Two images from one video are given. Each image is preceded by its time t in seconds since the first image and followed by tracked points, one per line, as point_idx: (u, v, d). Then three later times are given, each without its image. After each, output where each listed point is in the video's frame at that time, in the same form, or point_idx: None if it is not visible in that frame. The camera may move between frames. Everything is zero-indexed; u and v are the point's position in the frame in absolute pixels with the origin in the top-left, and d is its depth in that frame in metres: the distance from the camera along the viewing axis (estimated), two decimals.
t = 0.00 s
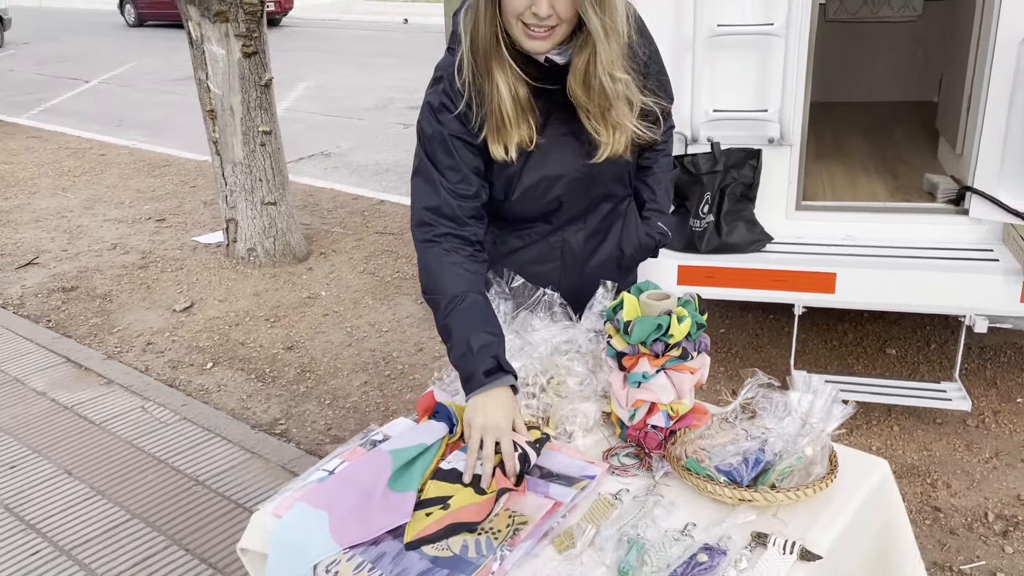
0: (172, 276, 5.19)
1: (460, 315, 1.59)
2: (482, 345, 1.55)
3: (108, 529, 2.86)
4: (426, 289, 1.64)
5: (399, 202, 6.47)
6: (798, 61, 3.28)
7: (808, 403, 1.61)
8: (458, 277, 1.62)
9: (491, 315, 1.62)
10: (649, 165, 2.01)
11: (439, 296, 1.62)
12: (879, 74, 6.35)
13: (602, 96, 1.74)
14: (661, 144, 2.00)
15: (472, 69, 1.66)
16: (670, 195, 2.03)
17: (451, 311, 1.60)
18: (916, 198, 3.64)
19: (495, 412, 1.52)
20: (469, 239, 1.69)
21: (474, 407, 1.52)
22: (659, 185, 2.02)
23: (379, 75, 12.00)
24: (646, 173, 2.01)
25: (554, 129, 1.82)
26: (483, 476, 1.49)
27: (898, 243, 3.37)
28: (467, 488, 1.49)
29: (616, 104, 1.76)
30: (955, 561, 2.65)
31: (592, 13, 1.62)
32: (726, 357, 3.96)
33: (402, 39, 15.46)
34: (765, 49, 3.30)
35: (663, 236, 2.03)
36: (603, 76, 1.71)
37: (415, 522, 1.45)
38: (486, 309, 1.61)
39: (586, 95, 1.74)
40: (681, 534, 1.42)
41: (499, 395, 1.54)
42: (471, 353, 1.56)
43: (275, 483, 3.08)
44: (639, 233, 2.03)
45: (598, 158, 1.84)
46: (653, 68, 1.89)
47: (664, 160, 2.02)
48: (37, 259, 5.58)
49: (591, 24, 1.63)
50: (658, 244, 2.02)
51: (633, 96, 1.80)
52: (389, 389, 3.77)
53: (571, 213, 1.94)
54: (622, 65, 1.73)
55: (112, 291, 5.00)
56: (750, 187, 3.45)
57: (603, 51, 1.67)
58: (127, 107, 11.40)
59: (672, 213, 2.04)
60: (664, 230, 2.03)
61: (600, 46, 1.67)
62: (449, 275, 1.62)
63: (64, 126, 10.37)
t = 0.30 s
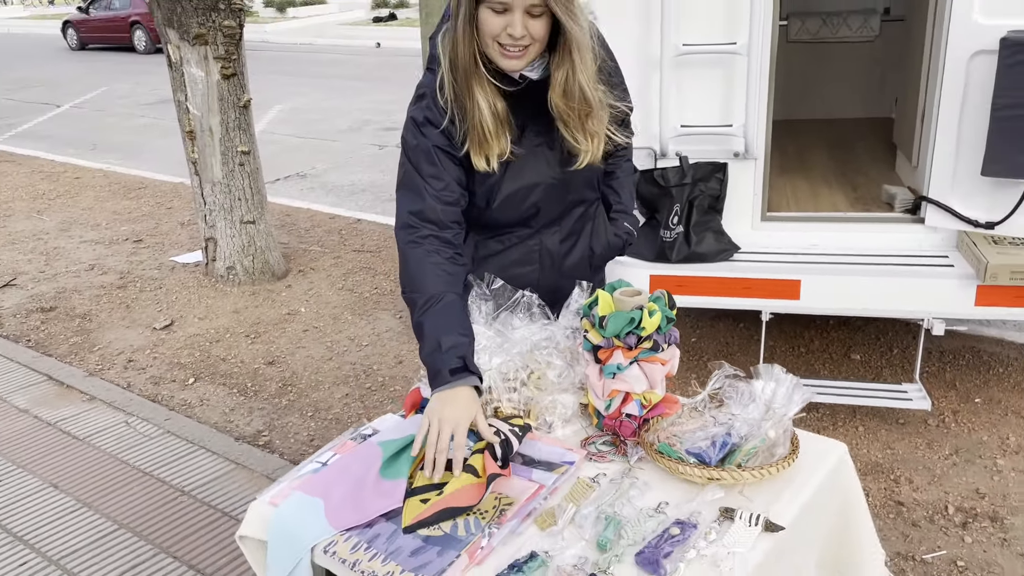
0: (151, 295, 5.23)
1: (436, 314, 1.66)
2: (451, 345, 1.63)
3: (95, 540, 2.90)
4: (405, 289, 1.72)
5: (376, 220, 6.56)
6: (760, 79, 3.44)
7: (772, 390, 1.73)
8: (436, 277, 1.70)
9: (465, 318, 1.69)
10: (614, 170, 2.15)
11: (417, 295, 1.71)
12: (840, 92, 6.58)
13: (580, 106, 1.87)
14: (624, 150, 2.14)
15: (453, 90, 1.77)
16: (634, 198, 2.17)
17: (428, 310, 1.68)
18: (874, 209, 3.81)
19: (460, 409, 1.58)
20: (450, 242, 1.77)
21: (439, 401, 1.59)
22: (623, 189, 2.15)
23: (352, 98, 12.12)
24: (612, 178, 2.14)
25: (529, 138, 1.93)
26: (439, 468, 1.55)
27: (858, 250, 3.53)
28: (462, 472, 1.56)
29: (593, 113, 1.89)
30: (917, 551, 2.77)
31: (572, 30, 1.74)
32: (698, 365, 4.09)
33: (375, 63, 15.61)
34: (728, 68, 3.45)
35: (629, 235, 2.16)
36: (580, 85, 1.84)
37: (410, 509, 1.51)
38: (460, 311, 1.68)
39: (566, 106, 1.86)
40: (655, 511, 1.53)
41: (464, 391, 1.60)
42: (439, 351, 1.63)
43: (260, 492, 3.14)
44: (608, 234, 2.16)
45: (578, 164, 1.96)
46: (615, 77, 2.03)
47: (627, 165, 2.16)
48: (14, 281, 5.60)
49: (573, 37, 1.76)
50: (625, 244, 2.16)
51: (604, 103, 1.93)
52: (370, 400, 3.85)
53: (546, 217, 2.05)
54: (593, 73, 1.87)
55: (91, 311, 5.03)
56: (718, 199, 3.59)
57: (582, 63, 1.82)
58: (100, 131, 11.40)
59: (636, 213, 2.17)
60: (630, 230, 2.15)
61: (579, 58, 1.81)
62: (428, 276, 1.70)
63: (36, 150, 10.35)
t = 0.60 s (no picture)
0: (135, 312, 5.27)
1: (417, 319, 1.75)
2: (430, 349, 1.70)
3: (85, 553, 2.95)
4: (390, 294, 1.81)
5: (358, 237, 6.63)
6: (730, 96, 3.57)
7: (741, 390, 1.83)
8: (418, 283, 1.80)
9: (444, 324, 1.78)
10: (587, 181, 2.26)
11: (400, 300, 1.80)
12: (811, 108, 6.75)
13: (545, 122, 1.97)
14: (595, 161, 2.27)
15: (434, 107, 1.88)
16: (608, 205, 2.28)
17: (409, 314, 1.76)
18: (842, 221, 3.95)
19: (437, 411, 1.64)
20: (433, 248, 1.87)
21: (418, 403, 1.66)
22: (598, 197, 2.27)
23: (332, 117, 12.20)
24: (586, 188, 2.26)
25: (506, 151, 2.04)
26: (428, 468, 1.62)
27: (827, 261, 3.65)
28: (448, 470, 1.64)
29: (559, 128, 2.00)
30: (886, 549, 2.88)
31: (543, 51, 1.87)
32: (675, 374, 4.19)
33: (354, 82, 15.73)
34: (700, 86, 3.58)
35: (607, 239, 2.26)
36: (546, 103, 1.95)
37: (401, 506, 1.59)
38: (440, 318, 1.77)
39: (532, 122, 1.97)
40: (631, 504, 1.62)
41: (439, 393, 1.67)
42: (418, 355, 1.70)
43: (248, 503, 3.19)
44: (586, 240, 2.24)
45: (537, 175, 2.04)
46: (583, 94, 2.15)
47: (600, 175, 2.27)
48: None
49: (541, 59, 1.89)
50: (603, 248, 2.24)
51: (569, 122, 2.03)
52: (355, 413, 3.92)
53: (526, 226, 2.15)
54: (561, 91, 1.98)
55: (75, 329, 5.07)
56: (692, 213, 3.69)
57: (548, 82, 1.92)
58: (80, 150, 11.42)
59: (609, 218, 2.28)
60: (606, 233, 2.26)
61: (545, 78, 1.92)
62: (409, 282, 1.80)
63: (16, 171, 10.35)
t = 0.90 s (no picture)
0: (115, 328, 5.23)
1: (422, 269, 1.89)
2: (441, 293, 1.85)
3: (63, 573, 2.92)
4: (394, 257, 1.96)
5: (340, 250, 6.62)
6: (708, 107, 3.61)
7: (719, 399, 1.85)
8: (418, 244, 1.94)
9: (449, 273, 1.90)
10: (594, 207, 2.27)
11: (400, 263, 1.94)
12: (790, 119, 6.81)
13: (535, 128, 2.03)
14: (603, 188, 2.27)
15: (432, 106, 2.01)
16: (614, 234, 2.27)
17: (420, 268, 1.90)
18: (820, 230, 3.99)
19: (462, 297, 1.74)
20: (431, 227, 2.00)
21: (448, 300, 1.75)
22: (602, 223, 2.27)
23: (313, 130, 12.19)
24: (592, 213, 2.26)
25: (501, 162, 2.10)
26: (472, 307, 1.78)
27: (805, 270, 3.69)
28: (430, 483, 1.63)
29: (550, 135, 2.04)
30: (866, 555, 2.90)
31: (541, 58, 1.94)
32: (657, 384, 4.21)
33: (334, 94, 15.72)
34: (678, 98, 3.62)
35: (606, 266, 2.23)
36: (543, 112, 2.01)
37: (383, 521, 1.59)
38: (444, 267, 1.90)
39: (524, 127, 2.04)
40: (612, 515, 1.63)
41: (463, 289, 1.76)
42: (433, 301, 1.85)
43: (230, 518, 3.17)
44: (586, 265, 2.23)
45: (526, 179, 2.09)
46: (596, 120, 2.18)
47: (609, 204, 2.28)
48: None
49: (540, 68, 1.96)
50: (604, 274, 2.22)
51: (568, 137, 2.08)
52: (338, 426, 3.90)
53: (518, 241, 2.17)
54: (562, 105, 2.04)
55: (54, 345, 5.02)
56: (670, 223, 3.75)
57: (544, 90, 1.99)
58: (59, 165, 11.33)
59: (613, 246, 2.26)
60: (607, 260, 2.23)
61: (541, 85, 1.98)
62: (410, 245, 1.94)
63: None
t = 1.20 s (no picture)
0: (95, 339, 5.16)
1: (470, 329, 1.71)
2: (486, 364, 1.66)
3: None
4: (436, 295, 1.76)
5: (324, 258, 6.57)
6: (695, 114, 3.59)
7: (711, 412, 1.82)
8: (470, 290, 1.74)
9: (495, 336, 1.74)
10: (661, 234, 2.23)
11: (450, 309, 1.73)
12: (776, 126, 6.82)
13: (607, 155, 1.91)
14: (673, 218, 2.23)
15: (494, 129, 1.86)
16: (678, 265, 2.23)
17: (458, 320, 1.71)
18: (808, 238, 3.98)
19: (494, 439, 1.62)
20: (483, 259, 1.82)
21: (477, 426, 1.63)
22: (668, 252, 2.22)
23: (297, 137, 12.13)
24: (659, 241, 2.23)
25: (563, 185, 1.99)
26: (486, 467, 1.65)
27: (793, 276, 3.67)
28: (417, 502, 1.59)
29: (623, 162, 1.93)
30: (858, 566, 2.88)
31: (602, 78, 1.75)
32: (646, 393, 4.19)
33: (318, 101, 15.66)
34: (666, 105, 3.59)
35: (667, 300, 2.21)
36: (611, 139, 1.87)
37: (370, 542, 1.54)
38: (489, 329, 1.72)
39: (595, 152, 1.90)
40: (604, 532, 1.60)
41: (496, 413, 1.64)
42: (474, 369, 1.66)
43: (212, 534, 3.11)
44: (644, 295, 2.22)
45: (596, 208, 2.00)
46: (669, 147, 2.10)
47: (677, 233, 2.23)
48: None
49: (602, 92, 1.78)
50: (661, 306, 2.21)
51: (640, 162, 1.97)
52: (323, 439, 3.85)
53: (575, 265, 2.11)
54: (632, 129, 1.90)
55: (32, 357, 4.95)
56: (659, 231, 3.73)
57: (611, 115, 1.83)
58: (38, 173, 11.21)
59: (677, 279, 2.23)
60: (669, 294, 2.21)
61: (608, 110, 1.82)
62: (461, 288, 1.74)
63: None
